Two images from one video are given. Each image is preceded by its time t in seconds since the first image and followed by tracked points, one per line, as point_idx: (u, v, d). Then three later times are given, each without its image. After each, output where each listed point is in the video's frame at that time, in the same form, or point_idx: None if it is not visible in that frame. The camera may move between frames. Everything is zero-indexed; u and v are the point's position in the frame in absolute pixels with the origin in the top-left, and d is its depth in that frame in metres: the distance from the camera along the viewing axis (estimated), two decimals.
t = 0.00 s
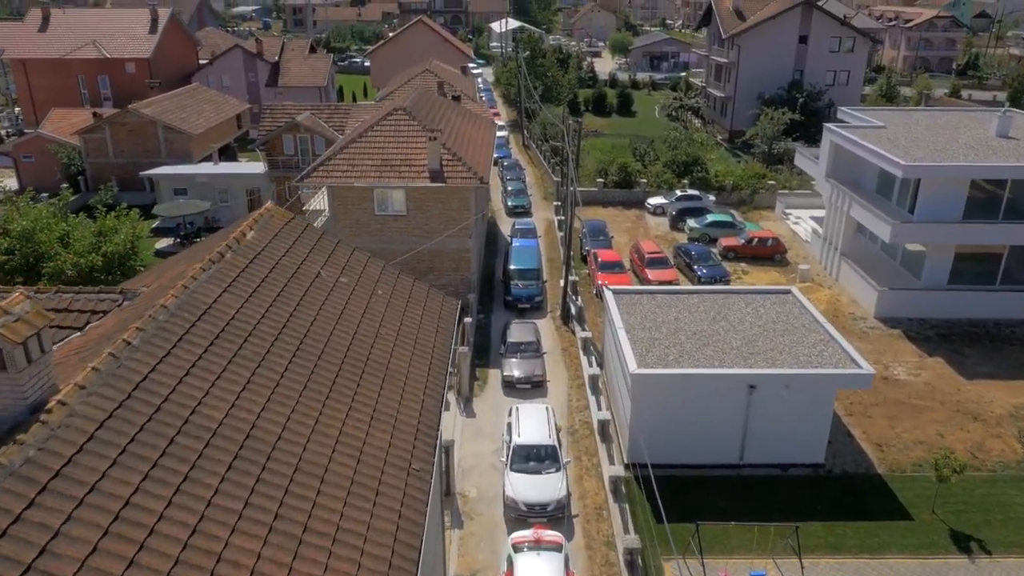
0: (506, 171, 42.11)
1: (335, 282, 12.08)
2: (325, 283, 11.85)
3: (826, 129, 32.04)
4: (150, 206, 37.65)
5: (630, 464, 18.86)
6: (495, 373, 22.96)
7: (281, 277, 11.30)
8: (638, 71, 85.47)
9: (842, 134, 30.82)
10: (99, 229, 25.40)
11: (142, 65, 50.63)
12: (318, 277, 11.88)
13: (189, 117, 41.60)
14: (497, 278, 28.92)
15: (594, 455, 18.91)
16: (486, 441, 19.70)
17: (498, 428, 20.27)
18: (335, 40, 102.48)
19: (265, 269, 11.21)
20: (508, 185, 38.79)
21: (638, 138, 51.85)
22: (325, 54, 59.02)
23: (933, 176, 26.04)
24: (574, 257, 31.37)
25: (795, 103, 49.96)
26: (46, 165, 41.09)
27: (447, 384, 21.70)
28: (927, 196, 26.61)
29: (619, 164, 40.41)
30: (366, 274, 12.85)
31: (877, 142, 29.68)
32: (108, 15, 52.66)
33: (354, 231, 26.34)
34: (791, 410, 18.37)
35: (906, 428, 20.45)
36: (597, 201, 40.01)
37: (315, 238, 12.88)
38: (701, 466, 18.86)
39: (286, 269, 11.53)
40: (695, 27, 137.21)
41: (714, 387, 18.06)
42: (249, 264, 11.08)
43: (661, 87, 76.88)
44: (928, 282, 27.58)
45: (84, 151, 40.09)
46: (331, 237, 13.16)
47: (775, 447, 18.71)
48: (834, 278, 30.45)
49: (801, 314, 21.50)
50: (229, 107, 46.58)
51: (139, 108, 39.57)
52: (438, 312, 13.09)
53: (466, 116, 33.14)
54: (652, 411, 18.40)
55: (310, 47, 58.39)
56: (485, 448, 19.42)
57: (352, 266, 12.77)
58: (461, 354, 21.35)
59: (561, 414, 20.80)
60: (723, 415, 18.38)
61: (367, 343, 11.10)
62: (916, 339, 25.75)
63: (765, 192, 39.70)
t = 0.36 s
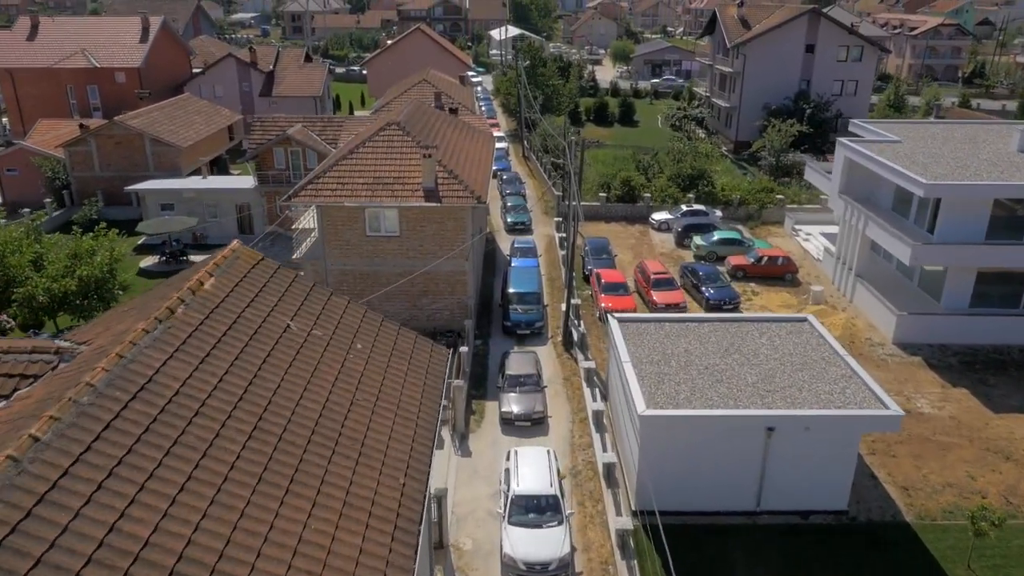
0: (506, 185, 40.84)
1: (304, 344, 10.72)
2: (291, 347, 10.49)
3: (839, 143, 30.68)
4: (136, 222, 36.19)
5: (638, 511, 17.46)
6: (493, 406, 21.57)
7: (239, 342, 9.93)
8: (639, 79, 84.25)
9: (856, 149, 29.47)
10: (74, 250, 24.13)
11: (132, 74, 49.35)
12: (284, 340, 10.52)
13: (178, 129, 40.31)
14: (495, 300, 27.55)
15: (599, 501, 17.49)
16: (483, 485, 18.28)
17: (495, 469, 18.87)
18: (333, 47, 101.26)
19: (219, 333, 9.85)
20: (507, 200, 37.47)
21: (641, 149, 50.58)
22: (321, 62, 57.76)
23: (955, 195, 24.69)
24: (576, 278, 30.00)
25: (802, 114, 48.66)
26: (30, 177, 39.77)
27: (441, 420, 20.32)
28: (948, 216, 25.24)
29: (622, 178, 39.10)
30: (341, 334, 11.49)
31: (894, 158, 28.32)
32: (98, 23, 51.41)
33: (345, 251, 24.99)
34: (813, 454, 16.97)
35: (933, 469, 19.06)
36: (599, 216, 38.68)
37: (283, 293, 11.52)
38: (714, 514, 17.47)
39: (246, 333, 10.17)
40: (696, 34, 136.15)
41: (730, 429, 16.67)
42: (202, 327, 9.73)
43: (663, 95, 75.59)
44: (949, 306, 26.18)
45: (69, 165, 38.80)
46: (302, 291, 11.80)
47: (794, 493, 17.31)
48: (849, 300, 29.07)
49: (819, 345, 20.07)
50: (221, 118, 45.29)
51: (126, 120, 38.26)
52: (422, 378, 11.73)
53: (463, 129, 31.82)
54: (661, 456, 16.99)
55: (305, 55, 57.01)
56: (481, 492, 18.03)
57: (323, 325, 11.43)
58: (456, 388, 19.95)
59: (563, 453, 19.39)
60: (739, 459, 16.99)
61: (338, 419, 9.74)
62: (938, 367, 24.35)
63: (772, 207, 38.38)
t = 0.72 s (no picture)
0: (504, 199, 39.46)
1: (253, 432, 9.39)
2: (237, 436, 9.16)
3: (852, 159, 29.25)
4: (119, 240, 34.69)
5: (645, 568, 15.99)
6: (488, 444, 20.10)
7: (172, 436, 8.64)
8: (641, 88, 83.00)
9: (871, 165, 28.05)
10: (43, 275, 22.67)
11: (120, 84, 47.89)
12: (229, 428, 9.20)
13: (165, 141, 38.90)
14: (492, 325, 26.09)
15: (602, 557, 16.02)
16: (476, 536, 16.82)
17: (490, 518, 17.40)
18: (331, 55, 100.11)
19: (150, 426, 8.58)
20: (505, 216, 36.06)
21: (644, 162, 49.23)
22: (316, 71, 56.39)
23: (979, 216, 23.23)
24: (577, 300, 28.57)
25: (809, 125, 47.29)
26: (10, 192, 38.34)
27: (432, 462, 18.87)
28: (972, 238, 23.78)
29: (625, 193, 37.70)
30: (301, 413, 10.15)
31: (912, 175, 26.88)
32: (86, 32, 50.07)
33: (332, 275, 23.60)
34: (836, 505, 15.50)
35: (964, 517, 17.58)
36: (601, 232, 37.25)
37: (233, 367, 10.21)
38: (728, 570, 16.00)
39: (183, 423, 8.88)
40: (697, 41, 135.14)
41: (745, 480, 15.22)
42: (127, 422, 8.45)
43: (665, 105, 74.29)
44: (973, 333, 24.67)
45: (51, 179, 37.39)
46: (257, 363, 10.48)
47: (816, 548, 15.85)
48: (865, 324, 27.60)
49: (840, 381, 18.63)
50: (210, 129, 43.91)
51: (109, 132, 36.84)
52: (397, 460, 10.30)
53: (459, 143, 30.44)
54: (670, 509, 15.53)
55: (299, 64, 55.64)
56: (474, 544, 16.57)
57: (281, 404, 10.09)
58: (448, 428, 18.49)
59: (564, 500, 17.91)
60: (755, 512, 15.53)
61: (288, 527, 8.35)
62: (963, 399, 22.85)
63: (781, 223, 36.96)
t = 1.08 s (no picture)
0: (503, 215, 38.05)
1: (182, 551, 7.41)
2: (161, 559, 7.20)
3: (868, 176, 27.81)
4: (99, 259, 33.19)
5: None
6: (483, 489, 18.60)
7: (72, 568, 6.68)
8: (642, 97, 81.67)
9: (889, 183, 26.61)
10: (7, 304, 21.14)
11: (108, 94, 46.41)
12: (149, 549, 7.21)
13: (150, 155, 37.45)
14: (489, 353, 24.59)
15: None
16: None
17: None
18: (327, 62, 98.75)
19: (40, 559, 6.60)
20: (504, 234, 34.62)
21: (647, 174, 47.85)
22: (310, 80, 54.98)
23: (1008, 240, 21.76)
24: (578, 324, 27.10)
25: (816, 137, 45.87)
26: None
27: (423, 512, 17.35)
28: (999, 264, 22.32)
29: (628, 208, 36.25)
30: (248, 517, 8.19)
31: (933, 193, 25.42)
32: (73, 41, 48.64)
33: (317, 302, 22.11)
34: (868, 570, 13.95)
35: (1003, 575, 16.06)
36: (603, 250, 35.81)
37: (166, 459, 8.26)
38: None
39: (89, 548, 6.90)
40: (698, 48, 133.94)
41: (768, 543, 13.67)
42: (10, 555, 6.48)
43: (667, 114, 72.94)
44: (1000, 363, 23.16)
45: (30, 194, 35.92)
46: (198, 451, 8.55)
47: None
48: (883, 351, 26.11)
49: (865, 424, 17.08)
50: (199, 142, 42.50)
51: (92, 145, 35.38)
52: (363, 575, 8.28)
53: (455, 159, 29.01)
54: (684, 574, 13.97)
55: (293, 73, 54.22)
56: None
57: (225, 504, 8.19)
58: (440, 475, 17.01)
59: (565, 555, 16.39)
60: None
61: None
62: (992, 436, 21.34)
63: (790, 240, 35.52)
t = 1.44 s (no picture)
0: (502, 231, 36.62)
1: None
2: None
3: (886, 194, 26.35)
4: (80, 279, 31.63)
5: None
6: (479, 541, 17.11)
7: None
8: (644, 106, 80.32)
9: (909, 202, 25.15)
10: None
11: (95, 105, 45.06)
12: None
13: (135, 169, 36.02)
14: (485, 384, 23.12)
15: None
16: None
17: None
18: (325, 70, 97.39)
19: None
20: (503, 251, 33.17)
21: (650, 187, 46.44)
22: (304, 90, 53.57)
23: None
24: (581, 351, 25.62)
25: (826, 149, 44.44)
26: None
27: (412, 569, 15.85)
28: None
29: (632, 225, 34.80)
30: None
31: (957, 213, 23.95)
32: (59, 50, 47.25)
33: (302, 332, 20.62)
34: None
35: None
36: (606, 268, 34.35)
37: None
38: None
39: None
40: (700, 56, 132.69)
41: None
42: None
43: (670, 123, 71.58)
44: None
45: (9, 210, 34.45)
46: None
47: None
48: (904, 380, 24.62)
49: (898, 475, 15.54)
50: (188, 154, 41.09)
51: (73, 160, 33.92)
52: None
53: (451, 175, 27.57)
54: None
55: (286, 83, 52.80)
56: None
57: None
58: (430, 530, 15.52)
59: None
60: None
61: None
62: None
63: (801, 257, 34.07)
